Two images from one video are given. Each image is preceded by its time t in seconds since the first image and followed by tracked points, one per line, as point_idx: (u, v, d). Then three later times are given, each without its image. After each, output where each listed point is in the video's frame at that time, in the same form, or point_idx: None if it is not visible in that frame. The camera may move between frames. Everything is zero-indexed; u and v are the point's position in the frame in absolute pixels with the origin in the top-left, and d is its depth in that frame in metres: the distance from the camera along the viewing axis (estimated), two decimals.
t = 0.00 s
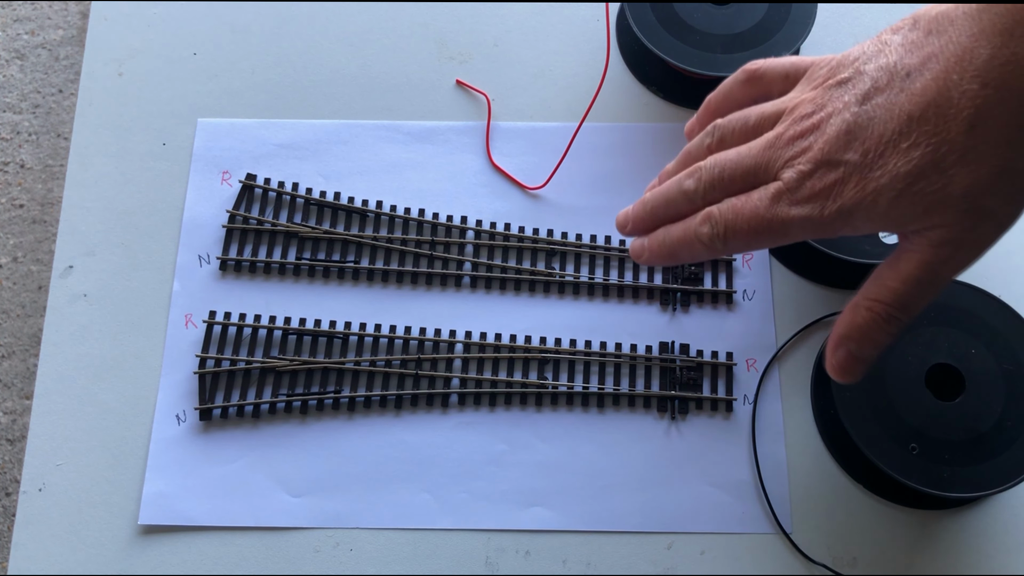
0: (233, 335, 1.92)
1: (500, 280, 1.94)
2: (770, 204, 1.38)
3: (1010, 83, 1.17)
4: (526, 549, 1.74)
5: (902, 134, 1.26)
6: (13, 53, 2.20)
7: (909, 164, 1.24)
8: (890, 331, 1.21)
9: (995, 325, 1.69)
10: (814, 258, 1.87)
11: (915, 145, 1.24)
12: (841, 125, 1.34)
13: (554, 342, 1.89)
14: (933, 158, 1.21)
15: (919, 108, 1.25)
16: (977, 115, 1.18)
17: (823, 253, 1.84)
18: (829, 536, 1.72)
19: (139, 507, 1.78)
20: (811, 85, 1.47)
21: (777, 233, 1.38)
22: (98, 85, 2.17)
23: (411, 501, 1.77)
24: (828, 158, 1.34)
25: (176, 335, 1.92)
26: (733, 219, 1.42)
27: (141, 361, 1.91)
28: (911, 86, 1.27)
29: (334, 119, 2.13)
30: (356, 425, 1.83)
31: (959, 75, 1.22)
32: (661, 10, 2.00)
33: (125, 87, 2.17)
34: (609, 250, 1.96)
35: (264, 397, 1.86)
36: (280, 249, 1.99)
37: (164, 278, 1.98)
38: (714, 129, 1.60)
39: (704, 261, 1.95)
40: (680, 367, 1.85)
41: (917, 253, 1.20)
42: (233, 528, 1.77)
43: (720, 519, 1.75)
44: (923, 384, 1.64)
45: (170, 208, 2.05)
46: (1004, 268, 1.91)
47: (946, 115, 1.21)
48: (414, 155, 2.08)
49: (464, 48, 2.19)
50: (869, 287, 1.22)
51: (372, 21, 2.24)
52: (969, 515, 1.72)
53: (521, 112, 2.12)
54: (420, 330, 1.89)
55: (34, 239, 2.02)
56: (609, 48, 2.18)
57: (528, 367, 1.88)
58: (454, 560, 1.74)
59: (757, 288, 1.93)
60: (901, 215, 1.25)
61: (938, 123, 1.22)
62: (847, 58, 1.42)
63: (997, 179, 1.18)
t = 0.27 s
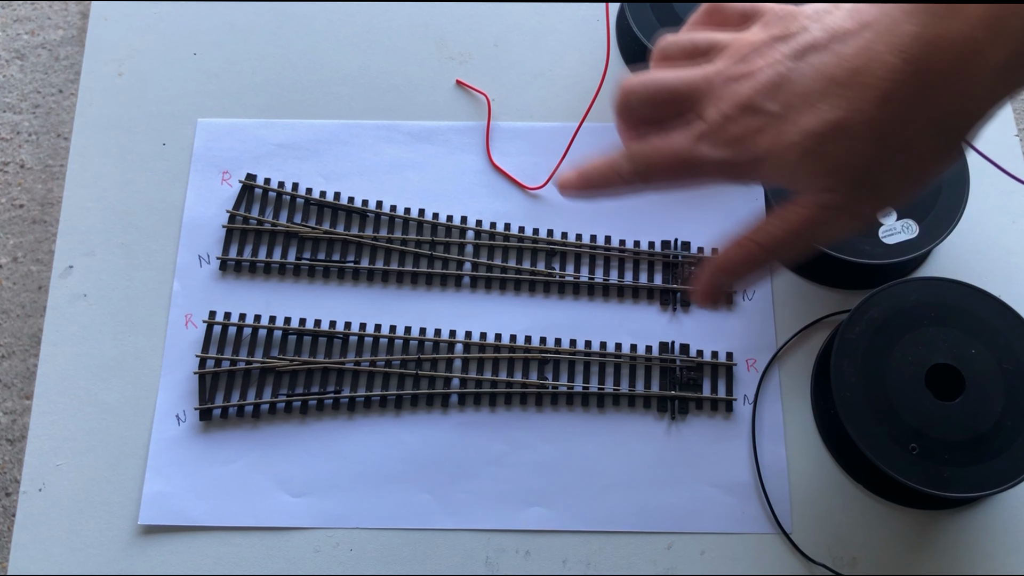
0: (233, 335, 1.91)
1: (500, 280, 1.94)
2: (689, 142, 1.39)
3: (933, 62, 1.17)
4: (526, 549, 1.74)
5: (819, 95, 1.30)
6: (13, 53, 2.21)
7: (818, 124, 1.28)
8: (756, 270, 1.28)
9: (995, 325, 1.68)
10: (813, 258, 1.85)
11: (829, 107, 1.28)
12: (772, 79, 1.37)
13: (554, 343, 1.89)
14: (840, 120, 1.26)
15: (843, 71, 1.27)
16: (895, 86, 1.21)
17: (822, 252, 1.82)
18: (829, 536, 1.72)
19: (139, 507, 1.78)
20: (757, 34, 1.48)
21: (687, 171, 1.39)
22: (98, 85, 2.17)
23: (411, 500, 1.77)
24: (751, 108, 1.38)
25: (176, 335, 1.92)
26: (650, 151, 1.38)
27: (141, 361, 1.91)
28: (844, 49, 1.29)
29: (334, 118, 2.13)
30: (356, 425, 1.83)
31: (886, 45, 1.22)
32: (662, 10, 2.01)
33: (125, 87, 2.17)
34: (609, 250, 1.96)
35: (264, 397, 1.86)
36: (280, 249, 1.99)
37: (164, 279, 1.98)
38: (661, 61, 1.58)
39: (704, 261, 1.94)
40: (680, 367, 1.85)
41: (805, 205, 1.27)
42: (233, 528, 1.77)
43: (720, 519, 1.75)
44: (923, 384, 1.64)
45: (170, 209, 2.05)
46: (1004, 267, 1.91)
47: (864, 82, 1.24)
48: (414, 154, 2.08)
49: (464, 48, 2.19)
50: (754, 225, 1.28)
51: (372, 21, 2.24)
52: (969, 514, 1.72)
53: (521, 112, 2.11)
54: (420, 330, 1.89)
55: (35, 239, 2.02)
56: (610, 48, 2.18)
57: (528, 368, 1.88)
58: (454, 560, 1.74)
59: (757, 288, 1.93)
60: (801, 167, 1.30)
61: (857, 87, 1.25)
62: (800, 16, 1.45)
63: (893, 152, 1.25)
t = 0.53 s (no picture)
0: (233, 335, 1.91)
1: (500, 280, 1.94)
2: (635, 176, 1.26)
3: (874, 102, 1.13)
4: (526, 549, 1.74)
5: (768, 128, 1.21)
6: (13, 53, 2.21)
7: (767, 160, 1.19)
8: (708, 309, 1.22)
9: (995, 325, 1.68)
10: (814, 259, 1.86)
11: (775, 142, 1.19)
12: (718, 107, 1.26)
13: (554, 343, 1.89)
14: (789, 157, 1.18)
15: (790, 107, 1.20)
16: (840, 125, 1.15)
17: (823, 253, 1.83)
18: (829, 536, 1.72)
19: (139, 507, 1.78)
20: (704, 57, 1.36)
21: (637, 210, 1.25)
22: (98, 85, 2.17)
23: (411, 501, 1.77)
24: (699, 137, 1.26)
25: (176, 335, 1.92)
26: (597, 195, 1.24)
27: (141, 361, 1.91)
28: (790, 83, 1.22)
29: (334, 119, 2.13)
30: (356, 425, 1.83)
31: (832, 82, 1.17)
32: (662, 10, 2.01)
33: (124, 88, 2.17)
34: (609, 250, 1.96)
35: (264, 397, 1.86)
36: (280, 249, 1.99)
37: (164, 279, 1.98)
38: (607, 91, 1.42)
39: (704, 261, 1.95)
40: (680, 367, 1.85)
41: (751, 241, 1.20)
42: (233, 528, 1.77)
43: (720, 519, 1.75)
44: (923, 384, 1.64)
45: (170, 209, 2.05)
46: (1004, 268, 1.91)
47: (813, 117, 1.17)
48: (414, 154, 2.08)
49: (464, 48, 2.19)
50: (699, 260, 1.22)
51: (372, 21, 2.24)
52: (968, 515, 1.72)
53: (521, 112, 2.12)
54: (420, 330, 1.89)
55: (35, 239, 2.02)
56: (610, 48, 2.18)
57: (528, 368, 1.88)
58: (454, 560, 1.74)
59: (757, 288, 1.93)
60: (752, 206, 1.21)
61: (803, 125, 1.18)
62: (750, 38, 1.34)
63: (840, 195, 1.18)
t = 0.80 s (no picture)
0: (233, 335, 1.92)
1: (500, 280, 1.94)
2: (673, 205, 1.30)
3: (897, 135, 1.17)
4: (526, 549, 1.74)
5: (797, 155, 1.23)
6: (13, 53, 2.21)
7: (795, 189, 1.22)
8: (743, 324, 1.28)
9: (995, 325, 1.68)
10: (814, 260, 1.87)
11: (803, 171, 1.22)
12: (748, 136, 1.29)
13: (554, 343, 1.89)
14: (817, 186, 1.20)
15: (815, 137, 1.23)
16: (864, 156, 1.18)
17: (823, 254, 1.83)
18: (829, 536, 1.72)
19: (139, 507, 1.78)
20: (730, 84, 1.39)
21: (678, 238, 1.29)
22: (98, 84, 2.17)
23: (411, 500, 1.77)
24: (729, 165, 1.29)
25: (176, 335, 1.92)
26: (639, 225, 1.30)
27: (141, 361, 1.91)
28: (814, 113, 1.25)
29: (334, 118, 2.13)
30: (356, 425, 1.83)
31: (853, 113, 1.20)
32: (661, 10, 2.01)
33: (124, 88, 2.17)
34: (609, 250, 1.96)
35: (264, 397, 1.86)
36: (280, 249, 1.99)
37: (164, 279, 1.98)
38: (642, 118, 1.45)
39: (704, 261, 1.95)
40: (680, 367, 1.85)
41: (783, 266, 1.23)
42: (233, 528, 1.77)
43: (720, 519, 1.75)
44: (923, 384, 1.64)
45: (170, 209, 2.05)
46: (1005, 267, 1.91)
47: (838, 148, 1.20)
48: (414, 155, 2.08)
49: (464, 48, 2.19)
50: (736, 280, 1.27)
51: (372, 21, 2.24)
52: (968, 515, 1.72)
53: (521, 112, 2.11)
54: (420, 330, 1.89)
55: (34, 239, 2.03)
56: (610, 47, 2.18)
57: (528, 368, 1.88)
58: (453, 560, 1.74)
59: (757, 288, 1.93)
60: (782, 231, 1.24)
61: (828, 155, 1.20)
62: (776, 64, 1.36)
63: (869, 223, 1.20)
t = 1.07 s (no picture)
0: (233, 335, 1.91)
1: (500, 280, 1.94)
2: (651, 188, 1.26)
3: (885, 109, 1.16)
4: (526, 549, 1.74)
5: (783, 133, 1.23)
6: (13, 53, 2.21)
7: (782, 165, 1.21)
8: (722, 312, 1.23)
9: (995, 325, 1.68)
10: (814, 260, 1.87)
11: (790, 147, 1.21)
12: (730, 116, 1.28)
13: (554, 343, 1.89)
14: (805, 161, 1.20)
15: (802, 113, 1.23)
16: (852, 131, 1.18)
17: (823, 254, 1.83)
18: (829, 536, 1.72)
19: (139, 507, 1.78)
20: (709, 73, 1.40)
21: (657, 222, 1.25)
22: (98, 85, 2.17)
23: (411, 500, 1.77)
24: (711, 147, 1.27)
25: (176, 335, 1.92)
26: (615, 210, 1.26)
27: (141, 361, 1.91)
28: (800, 91, 1.25)
29: (334, 118, 2.13)
30: (356, 425, 1.83)
31: (840, 91, 1.20)
32: (661, 10, 2.01)
33: (125, 88, 2.17)
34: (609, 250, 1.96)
35: (264, 397, 1.86)
36: (280, 249, 1.99)
37: (165, 279, 1.98)
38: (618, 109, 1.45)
39: (704, 261, 1.95)
40: (680, 367, 1.85)
41: (767, 246, 1.21)
42: (233, 528, 1.77)
43: (720, 519, 1.75)
44: (923, 384, 1.64)
45: (170, 209, 2.05)
46: (1004, 267, 1.91)
47: (826, 123, 1.19)
48: (414, 155, 2.08)
49: (464, 48, 2.19)
50: (716, 266, 1.22)
51: (372, 21, 2.24)
52: (969, 515, 1.72)
53: (521, 112, 2.12)
54: (420, 330, 1.89)
55: (34, 239, 2.02)
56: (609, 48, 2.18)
57: (528, 368, 1.88)
58: (454, 560, 1.74)
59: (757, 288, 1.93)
60: (767, 210, 1.22)
61: (816, 129, 1.20)
62: (758, 54, 1.38)
63: (855, 198, 1.21)
